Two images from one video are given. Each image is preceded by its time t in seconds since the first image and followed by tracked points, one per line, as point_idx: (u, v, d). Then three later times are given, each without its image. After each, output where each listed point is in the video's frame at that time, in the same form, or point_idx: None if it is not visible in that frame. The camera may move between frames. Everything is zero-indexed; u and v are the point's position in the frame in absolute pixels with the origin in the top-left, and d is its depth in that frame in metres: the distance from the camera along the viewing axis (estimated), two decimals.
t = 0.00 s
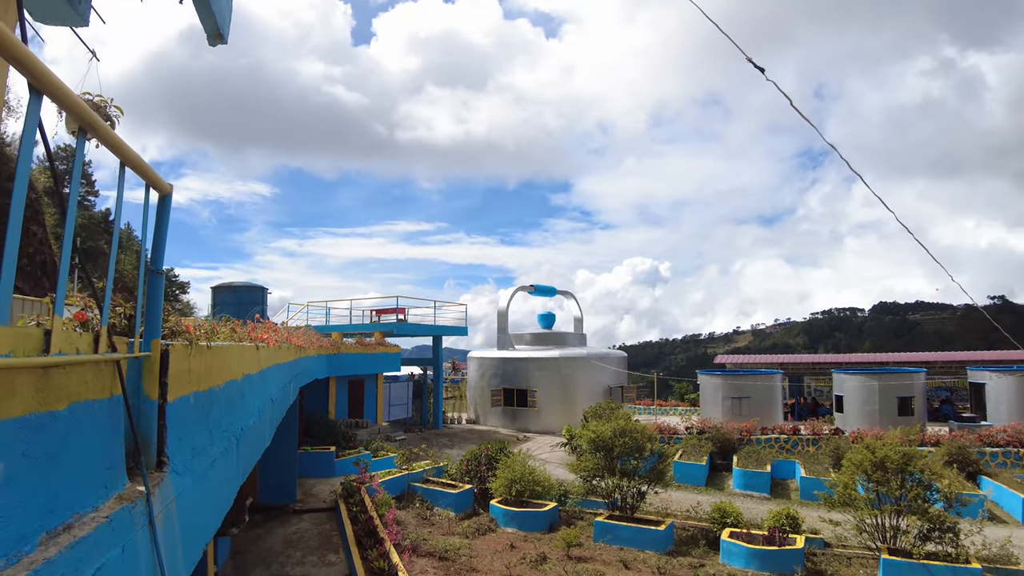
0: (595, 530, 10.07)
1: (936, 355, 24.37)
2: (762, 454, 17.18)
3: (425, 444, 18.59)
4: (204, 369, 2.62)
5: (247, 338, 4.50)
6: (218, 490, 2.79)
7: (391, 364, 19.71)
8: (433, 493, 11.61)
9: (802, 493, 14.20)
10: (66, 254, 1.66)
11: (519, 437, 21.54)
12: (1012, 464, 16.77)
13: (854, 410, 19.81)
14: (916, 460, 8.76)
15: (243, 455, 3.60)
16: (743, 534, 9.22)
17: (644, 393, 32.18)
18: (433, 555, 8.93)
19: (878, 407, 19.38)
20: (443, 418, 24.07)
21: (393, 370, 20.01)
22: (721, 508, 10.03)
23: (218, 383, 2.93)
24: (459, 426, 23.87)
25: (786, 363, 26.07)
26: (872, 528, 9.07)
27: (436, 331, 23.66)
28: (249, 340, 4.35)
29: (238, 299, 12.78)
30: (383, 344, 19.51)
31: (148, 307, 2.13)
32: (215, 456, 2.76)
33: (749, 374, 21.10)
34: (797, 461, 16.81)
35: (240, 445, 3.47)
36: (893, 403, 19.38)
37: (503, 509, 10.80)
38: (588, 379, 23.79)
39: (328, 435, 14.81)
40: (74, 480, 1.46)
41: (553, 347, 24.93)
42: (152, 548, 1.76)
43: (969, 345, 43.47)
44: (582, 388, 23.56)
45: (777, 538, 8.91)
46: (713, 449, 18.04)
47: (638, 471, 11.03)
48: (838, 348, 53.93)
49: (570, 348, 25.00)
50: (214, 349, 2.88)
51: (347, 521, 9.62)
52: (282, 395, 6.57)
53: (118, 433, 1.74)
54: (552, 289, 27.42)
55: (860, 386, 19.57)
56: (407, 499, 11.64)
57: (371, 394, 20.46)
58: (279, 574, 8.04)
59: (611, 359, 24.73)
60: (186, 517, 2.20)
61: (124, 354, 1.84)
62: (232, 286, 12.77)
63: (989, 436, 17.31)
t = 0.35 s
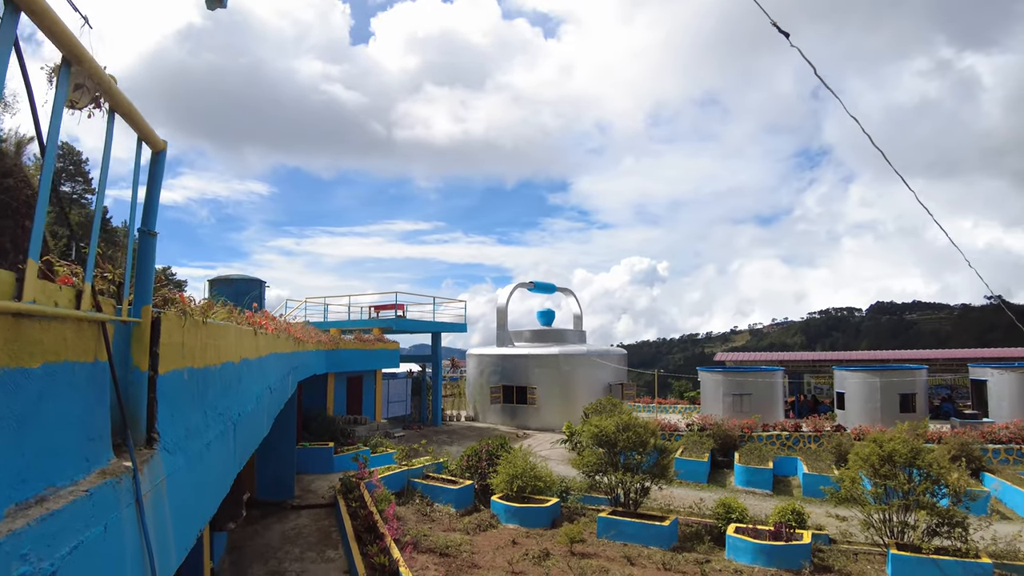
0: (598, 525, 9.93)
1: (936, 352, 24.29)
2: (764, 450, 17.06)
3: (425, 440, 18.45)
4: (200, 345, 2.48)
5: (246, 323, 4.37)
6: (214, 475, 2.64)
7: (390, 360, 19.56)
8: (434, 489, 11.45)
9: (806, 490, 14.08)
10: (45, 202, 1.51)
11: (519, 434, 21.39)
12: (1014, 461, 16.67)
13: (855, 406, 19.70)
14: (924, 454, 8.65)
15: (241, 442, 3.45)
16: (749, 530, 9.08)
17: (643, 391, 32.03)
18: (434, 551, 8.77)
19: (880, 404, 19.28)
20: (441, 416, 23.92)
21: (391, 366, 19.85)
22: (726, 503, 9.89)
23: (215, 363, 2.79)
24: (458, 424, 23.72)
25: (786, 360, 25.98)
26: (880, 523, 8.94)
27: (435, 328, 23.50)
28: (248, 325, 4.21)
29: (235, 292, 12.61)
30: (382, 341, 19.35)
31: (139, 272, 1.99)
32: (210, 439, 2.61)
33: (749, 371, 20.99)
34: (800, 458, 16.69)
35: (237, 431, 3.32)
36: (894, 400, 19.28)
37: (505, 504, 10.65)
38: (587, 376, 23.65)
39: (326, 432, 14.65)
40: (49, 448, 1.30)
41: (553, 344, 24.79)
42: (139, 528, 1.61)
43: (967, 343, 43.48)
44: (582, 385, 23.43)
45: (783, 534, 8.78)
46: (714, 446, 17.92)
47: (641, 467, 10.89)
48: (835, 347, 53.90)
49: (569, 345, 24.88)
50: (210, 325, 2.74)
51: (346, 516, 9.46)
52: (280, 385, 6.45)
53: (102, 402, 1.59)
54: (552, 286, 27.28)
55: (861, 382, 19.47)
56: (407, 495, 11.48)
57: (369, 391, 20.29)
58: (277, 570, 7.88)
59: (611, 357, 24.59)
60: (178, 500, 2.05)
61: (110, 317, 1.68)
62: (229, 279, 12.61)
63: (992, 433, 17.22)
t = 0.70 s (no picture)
0: (600, 523, 9.81)
1: (936, 351, 24.22)
2: (765, 449, 16.96)
3: (424, 438, 18.34)
4: (201, 322, 2.38)
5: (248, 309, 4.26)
6: (214, 461, 2.52)
7: (389, 357, 19.43)
8: (434, 487, 11.32)
9: (808, 488, 13.98)
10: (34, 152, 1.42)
11: (518, 433, 21.28)
12: (1016, 459, 16.61)
13: (856, 405, 19.62)
14: (931, 449, 8.55)
15: (241, 430, 3.35)
16: (754, 526, 8.98)
17: (643, 390, 31.94)
18: (436, 548, 8.65)
19: (881, 402, 19.20)
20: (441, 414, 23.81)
21: (391, 364, 19.73)
22: (730, 500, 9.79)
23: (215, 345, 2.68)
24: (458, 422, 23.62)
25: (786, 359, 25.89)
26: (886, 521, 8.86)
27: (434, 325, 23.37)
28: (249, 311, 4.10)
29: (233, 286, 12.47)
30: (381, 338, 19.23)
31: (137, 238, 1.89)
32: (211, 422, 2.50)
33: (750, 368, 20.90)
34: (801, 456, 16.61)
35: (237, 418, 3.20)
36: (895, 398, 19.21)
37: (506, 502, 10.52)
38: (587, 375, 23.53)
39: (325, 429, 14.52)
40: (35, 416, 1.18)
41: (552, 342, 24.68)
42: (134, 510, 1.49)
43: (965, 343, 43.45)
44: (582, 383, 23.31)
45: (788, 531, 8.67)
46: (715, 444, 17.83)
47: (643, 464, 10.76)
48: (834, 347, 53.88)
49: (569, 344, 24.77)
50: (210, 304, 2.63)
51: (346, 513, 9.34)
52: (280, 377, 6.36)
53: (94, 371, 1.48)
54: (552, 284, 27.17)
55: (862, 380, 19.39)
56: (407, 493, 11.35)
57: (368, 389, 20.16)
58: (276, 568, 7.75)
59: (611, 355, 24.49)
60: (178, 481, 1.93)
61: (104, 280, 1.58)
62: (227, 274, 12.47)
63: (993, 431, 17.15)
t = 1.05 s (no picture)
0: (603, 521, 9.71)
1: (937, 350, 24.15)
2: (766, 448, 16.86)
3: (424, 438, 18.21)
4: (197, 304, 2.29)
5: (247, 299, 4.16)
6: (211, 450, 2.43)
7: (388, 356, 19.31)
8: (435, 486, 11.21)
9: (811, 486, 13.88)
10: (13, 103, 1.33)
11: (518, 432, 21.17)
12: (1018, 458, 16.52)
13: (857, 404, 19.55)
14: (937, 446, 8.46)
15: (239, 422, 3.25)
16: (758, 525, 8.87)
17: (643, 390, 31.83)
18: (436, 548, 8.53)
19: (882, 401, 19.12)
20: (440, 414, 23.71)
21: (390, 362, 19.62)
22: (734, 499, 9.69)
23: (212, 330, 2.59)
24: (457, 421, 23.52)
25: (786, 358, 25.82)
26: (892, 519, 8.78)
27: (434, 324, 23.25)
28: (248, 302, 4.00)
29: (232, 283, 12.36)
30: (380, 336, 19.11)
31: (129, 210, 1.80)
32: (208, 410, 2.40)
33: (751, 367, 20.81)
34: (803, 455, 16.52)
35: (235, 409, 3.11)
36: (896, 397, 19.13)
37: (508, 501, 10.41)
38: (587, 374, 23.41)
39: (324, 428, 14.39)
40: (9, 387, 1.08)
41: (552, 341, 24.57)
42: (121, 497, 1.38)
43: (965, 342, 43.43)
44: (582, 383, 23.18)
45: (792, 529, 8.56)
46: (716, 443, 17.75)
47: (645, 462, 10.65)
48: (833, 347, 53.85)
49: (569, 343, 24.66)
50: (208, 287, 2.54)
51: (346, 512, 9.22)
52: (280, 372, 6.25)
53: (78, 344, 1.38)
54: (551, 283, 27.06)
55: (863, 379, 19.33)
56: (407, 491, 11.23)
57: (367, 388, 20.04)
58: (275, 567, 7.63)
59: (611, 354, 24.40)
60: (170, 467, 1.82)
61: (91, 247, 1.49)
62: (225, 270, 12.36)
63: (995, 430, 17.07)
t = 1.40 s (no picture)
0: (605, 515, 9.58)
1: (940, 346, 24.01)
2: (768, 443, 16.73)
3: (423, 433, 18.08)
4: (183, 263, 2.19)
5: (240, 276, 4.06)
6: (197, 421, 2.32)
7: (387, 351, 19.19)
8: (434, 480, 11.08)
9: (814, 481, 13.76)
10: None
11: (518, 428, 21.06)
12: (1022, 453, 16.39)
13: (860, 399, 19.43)
14: (945, 437, 8.32)
15: (229, 401, 3.14)
16: (763, 517, 8.73)
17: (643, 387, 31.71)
18: (436, 541, 8.39)
19: (884, 396, 18.99)
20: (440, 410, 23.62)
21: (389, 358, 19.49)
22: (737, 492, 9.54)
23: (201, 297, 2.50)
24: (457, 418, 23.41)
25: (787, 354, 25.72)
26: (897, 512, 8.65)
27: (433, 320, 23.12)
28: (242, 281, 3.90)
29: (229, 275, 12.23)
30: (380, 332, 18.98)
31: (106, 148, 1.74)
32: (194, 377, 2.30)
33: (753, 363, 20.67)
34: (805, 450, 16.38)
35: (225, 385, 3.00)
36: (899, 391, 19.00)
37: (508, 494, 10.27)
38: (588, 370, 23.28)
39: (323, 423, 14.25)
40: None
41: (552, 337, 24.43)
42: (86, 444, 1.29)
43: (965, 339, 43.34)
44: (582, 379, 23.03)
45: (797, 520, 8.43)
46: (718, 439, 17.62)
47: (647, 455, 10.51)
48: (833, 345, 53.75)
49: (569, 339, 24.53)
50: (195, 250, 2.46)
51: (344, 506, 9.08)
52: (275, 359, 6.12)
53: (41, 279, 1.30)
54: (551, 280, 26.94)
55: (865, 374, 19.22)
56: (407, 486, 11.09)
57: (366, 384, 19.91)
58: (271, 561, 7.49)
59: (612, 350, 24.28)
60: (147, 426, 1.72)
61: (60, 176, 1.41)
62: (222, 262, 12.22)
63: (999, 424, 16.96)
